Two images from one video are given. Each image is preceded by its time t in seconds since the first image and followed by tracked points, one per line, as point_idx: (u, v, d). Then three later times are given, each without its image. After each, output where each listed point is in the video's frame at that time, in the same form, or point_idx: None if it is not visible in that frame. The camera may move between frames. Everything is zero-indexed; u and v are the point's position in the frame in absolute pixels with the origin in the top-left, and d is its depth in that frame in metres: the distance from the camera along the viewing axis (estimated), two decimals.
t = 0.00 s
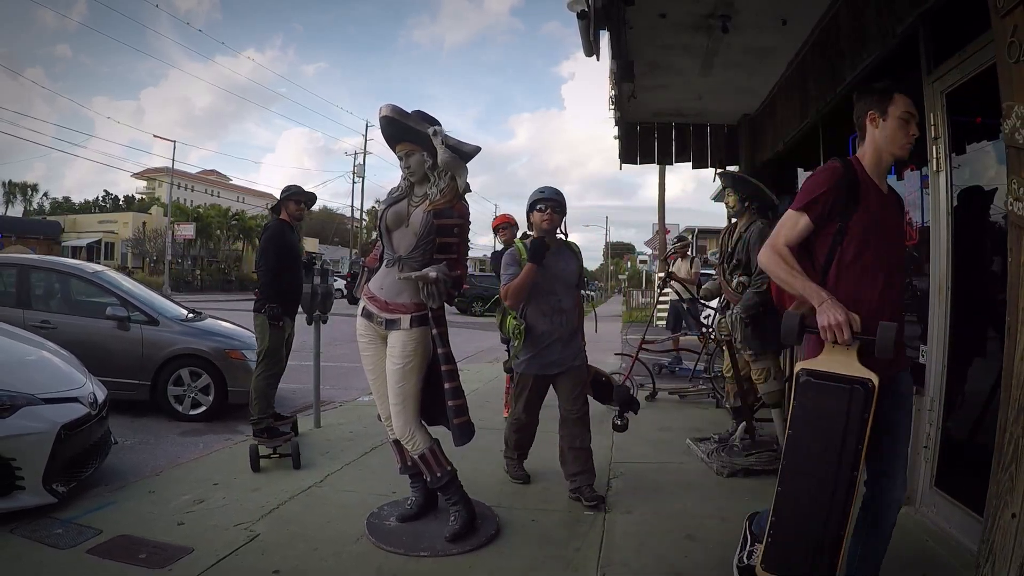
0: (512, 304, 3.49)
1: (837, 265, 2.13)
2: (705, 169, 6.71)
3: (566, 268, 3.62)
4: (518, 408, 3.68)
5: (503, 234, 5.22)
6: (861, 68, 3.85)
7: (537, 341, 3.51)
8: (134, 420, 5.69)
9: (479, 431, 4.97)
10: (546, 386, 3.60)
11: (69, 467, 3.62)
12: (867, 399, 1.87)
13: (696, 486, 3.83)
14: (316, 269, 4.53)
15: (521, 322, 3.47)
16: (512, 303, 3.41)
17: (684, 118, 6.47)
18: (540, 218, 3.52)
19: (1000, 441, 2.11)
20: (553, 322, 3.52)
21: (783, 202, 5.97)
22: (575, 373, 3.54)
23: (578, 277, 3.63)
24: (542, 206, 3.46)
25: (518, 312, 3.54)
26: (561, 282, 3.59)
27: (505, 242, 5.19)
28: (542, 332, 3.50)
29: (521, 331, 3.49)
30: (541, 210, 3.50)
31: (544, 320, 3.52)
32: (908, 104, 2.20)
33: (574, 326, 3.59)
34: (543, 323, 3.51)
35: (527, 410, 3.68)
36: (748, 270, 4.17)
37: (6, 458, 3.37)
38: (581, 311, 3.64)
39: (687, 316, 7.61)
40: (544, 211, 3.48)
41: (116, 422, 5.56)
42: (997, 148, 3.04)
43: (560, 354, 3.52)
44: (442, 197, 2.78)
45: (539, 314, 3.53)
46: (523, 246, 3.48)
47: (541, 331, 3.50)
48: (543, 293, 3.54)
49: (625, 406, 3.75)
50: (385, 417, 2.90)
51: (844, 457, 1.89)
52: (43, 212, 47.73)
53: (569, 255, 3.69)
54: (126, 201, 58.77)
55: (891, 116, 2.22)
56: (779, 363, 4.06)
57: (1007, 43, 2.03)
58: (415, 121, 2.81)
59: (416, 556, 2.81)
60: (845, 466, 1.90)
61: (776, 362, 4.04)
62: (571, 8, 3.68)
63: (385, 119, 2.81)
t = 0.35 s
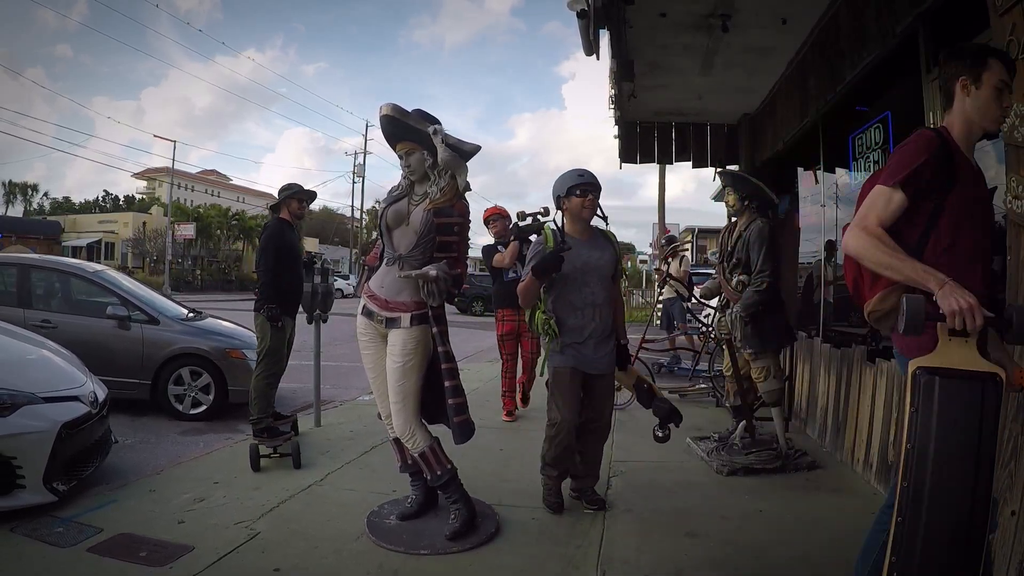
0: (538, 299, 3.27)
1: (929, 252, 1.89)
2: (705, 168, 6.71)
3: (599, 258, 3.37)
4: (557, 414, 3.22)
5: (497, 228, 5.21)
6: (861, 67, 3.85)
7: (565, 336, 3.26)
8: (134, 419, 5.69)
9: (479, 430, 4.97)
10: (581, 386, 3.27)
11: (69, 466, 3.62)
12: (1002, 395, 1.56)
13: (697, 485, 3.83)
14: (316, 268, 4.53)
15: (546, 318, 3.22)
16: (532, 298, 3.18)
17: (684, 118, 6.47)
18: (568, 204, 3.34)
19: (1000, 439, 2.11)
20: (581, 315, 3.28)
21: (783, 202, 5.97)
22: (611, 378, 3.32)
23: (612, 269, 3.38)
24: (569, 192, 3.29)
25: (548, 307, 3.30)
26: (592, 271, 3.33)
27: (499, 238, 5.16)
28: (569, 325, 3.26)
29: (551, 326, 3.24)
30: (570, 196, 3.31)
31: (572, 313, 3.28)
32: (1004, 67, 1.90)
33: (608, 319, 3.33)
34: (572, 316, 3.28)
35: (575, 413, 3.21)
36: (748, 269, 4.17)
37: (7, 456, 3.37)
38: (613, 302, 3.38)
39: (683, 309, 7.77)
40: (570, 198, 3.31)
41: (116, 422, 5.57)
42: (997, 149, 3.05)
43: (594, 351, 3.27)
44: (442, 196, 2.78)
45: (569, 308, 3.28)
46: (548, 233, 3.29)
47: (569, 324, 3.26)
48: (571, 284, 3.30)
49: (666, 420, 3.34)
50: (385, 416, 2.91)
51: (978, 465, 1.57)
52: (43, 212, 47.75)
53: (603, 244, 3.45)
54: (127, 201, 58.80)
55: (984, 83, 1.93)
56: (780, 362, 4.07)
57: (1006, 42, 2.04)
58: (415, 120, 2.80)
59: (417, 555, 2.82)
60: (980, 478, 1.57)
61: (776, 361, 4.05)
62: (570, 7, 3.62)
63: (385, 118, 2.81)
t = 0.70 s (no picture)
0: (553, 317, 2.88)
1: None
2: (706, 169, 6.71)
3: (618, 261, 2.93)
4: (575, 442, 2.79)
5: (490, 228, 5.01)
6: (862, 67, 3.85)
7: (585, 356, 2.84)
8: (134, 419, 5.69)
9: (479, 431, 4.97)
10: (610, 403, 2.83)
11: (69, 466, 3.62)
12: None
13: (697, 485, 3.83)
14: (316, 269, 4.53)
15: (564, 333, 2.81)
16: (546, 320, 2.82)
17: (685, 118, 6.47)
18: (576, 205, 2.94)
19: (1001, 440, 2.11)
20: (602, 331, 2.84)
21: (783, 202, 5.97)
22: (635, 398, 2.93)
23: (634, 275, 2.94)
24: (577, 190, 2.90)
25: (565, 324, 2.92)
26: (611, 278, 2.89)
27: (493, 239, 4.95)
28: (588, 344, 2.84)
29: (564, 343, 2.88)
30: (581, 196, 2.91)
31: (593, 330, 2.85)
32: None
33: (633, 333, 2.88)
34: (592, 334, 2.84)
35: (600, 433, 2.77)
36: (749, 269, 4.16)
37: (6, 456, 3.37)
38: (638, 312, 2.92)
39: (674, 315, 7.76)
40: (579, 197, 2.91)
41: (116, 422, 5.57)
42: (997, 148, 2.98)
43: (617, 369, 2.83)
44: (442, 196, 2.78)
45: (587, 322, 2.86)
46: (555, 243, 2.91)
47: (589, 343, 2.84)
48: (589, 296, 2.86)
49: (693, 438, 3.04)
50: (386, 416, 2.90)
51: None
52: (43, 212, 47.76)
53: (623, 245, 3.01)
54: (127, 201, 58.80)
55: None
56: (780, 362, 4.06)
57: (1007, 43, 2.03)
58: (415, 120, 2.80)
59: (417, 555, 2.81)
60: None
61: (776, 361, 4.04)
62: (571, 7, 3.59)
63: (385, 119, 2.80)
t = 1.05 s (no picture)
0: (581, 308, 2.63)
1: None
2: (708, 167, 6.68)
3: (656, 248, 2.67)
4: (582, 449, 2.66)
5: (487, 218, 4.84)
6: (865, 65, 3.83)
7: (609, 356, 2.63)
8: (134, 419, 5.67)
9: (480, 430, 4.95)
10: (626, 422, 2.64)
11: (67, 466, 3.59)
12: None
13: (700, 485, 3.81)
14: (317, 267, 4.52)
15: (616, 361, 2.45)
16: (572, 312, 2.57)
17: (687, 116, 6.44)
18: (618, 181, 2.68)
19: (1008, 441, 2.08)
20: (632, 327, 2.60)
21: (785, 201, 5.94)
22: (670, 401, 2.57)
23: (671, 268, 2.69)
24: (627, 166, 2.64)
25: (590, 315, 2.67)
26: (648, 267, 2.64)
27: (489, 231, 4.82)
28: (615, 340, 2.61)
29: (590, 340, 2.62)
30: (628, 174, 2.66)
31: (622, 324, 2.62)
32: None
33: (666, 330, 2.64)
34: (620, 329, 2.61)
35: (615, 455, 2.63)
36: (752, 268, 4.13)
37: (4, 456, 3.34)
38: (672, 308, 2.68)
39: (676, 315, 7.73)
40: (628, 173, 2.65)
41: (116, 421, 5.55)
42: (1001, 146, 2.96)
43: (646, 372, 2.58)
44: (443, 194, 2.75)
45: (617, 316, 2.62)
46: (586, 223, 2.64)
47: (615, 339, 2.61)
48: (621, 287, 2.62)
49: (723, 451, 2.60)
50: (387, 416, 2.88)
51: None
52: (43, 211, 47.75)
53: (660, 231, 2.77)
54: (127, 200, 58.79)
55: None
56: (783, 361, 4.04)
57: (1014, 40, 2.00)
58: (416, 117, 2.77)
59: (418, 556, 2.79)
60: None
61: (779, 360, 4.01)
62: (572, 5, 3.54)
63: (386, 115, 2.77)
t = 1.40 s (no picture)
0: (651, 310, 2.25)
1: None
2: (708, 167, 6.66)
3: (743, 247, 2.31)
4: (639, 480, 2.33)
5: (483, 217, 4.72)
6: (867, 64, 3.80)
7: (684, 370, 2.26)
8: (133, 420, 5.66)
9: (480, 432, 4.92)
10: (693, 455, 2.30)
11: (65, 469, 3.57)
12: None
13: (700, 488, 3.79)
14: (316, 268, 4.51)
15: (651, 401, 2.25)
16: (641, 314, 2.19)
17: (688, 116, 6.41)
18: (703, 164, 2.33)
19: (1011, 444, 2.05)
20: (715, 336, 2.24)
21: (787, 201, 5.92)
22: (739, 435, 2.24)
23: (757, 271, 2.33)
24: (714, 147, 2.30)
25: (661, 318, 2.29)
26: (736, 267, 2.28)
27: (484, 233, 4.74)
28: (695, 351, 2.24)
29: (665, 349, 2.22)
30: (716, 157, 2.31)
31: (700, 334, 2.25)
32: None
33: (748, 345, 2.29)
34: (699, 338, 2.25)
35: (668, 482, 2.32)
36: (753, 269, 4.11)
37: (2, 460, 3.32)
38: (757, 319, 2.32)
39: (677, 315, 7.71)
40: (716, 155, 2.31)
41: (115, 423, 5.53)
42: (1002, 147, 2.94)
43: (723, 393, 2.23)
44: (442, 195, 2.72)
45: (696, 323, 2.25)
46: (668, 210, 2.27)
47: (692, 351, 2.24)
48: (708, 286, 2.24)
49: (804, 489, 2.30)
50: (385, 419, 2.85)
51: None
52: (43, 211, 47.76)
53: (746, 227, 2.40)
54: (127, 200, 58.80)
55: None
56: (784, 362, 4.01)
57: (1018, 38, 1.97)
58: (415, 117, 2.74)
59: (417, 560, 2.76)
60: None
61: (781, 362, 3.99)
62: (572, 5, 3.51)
63: (384, 115, 2.73)
